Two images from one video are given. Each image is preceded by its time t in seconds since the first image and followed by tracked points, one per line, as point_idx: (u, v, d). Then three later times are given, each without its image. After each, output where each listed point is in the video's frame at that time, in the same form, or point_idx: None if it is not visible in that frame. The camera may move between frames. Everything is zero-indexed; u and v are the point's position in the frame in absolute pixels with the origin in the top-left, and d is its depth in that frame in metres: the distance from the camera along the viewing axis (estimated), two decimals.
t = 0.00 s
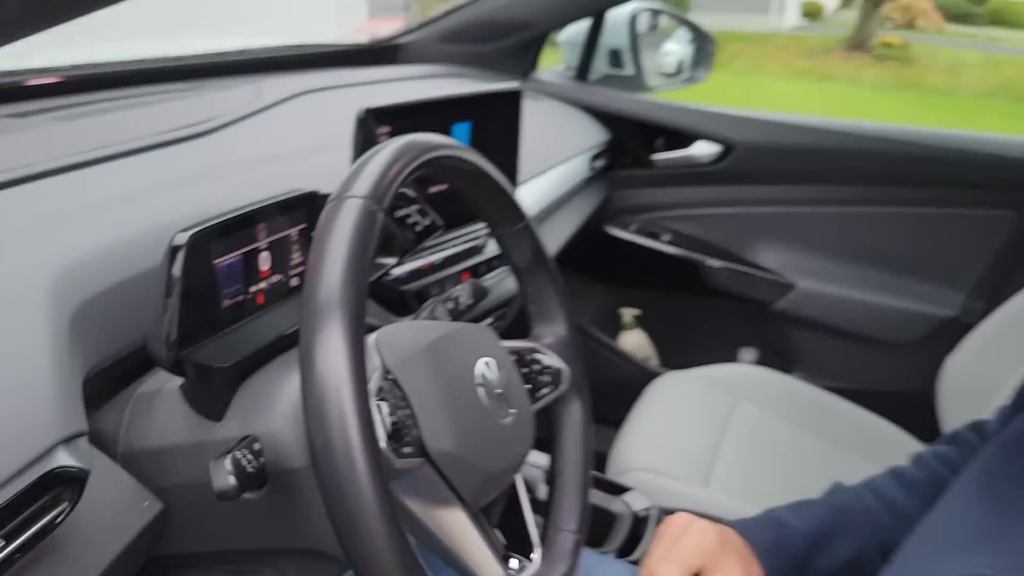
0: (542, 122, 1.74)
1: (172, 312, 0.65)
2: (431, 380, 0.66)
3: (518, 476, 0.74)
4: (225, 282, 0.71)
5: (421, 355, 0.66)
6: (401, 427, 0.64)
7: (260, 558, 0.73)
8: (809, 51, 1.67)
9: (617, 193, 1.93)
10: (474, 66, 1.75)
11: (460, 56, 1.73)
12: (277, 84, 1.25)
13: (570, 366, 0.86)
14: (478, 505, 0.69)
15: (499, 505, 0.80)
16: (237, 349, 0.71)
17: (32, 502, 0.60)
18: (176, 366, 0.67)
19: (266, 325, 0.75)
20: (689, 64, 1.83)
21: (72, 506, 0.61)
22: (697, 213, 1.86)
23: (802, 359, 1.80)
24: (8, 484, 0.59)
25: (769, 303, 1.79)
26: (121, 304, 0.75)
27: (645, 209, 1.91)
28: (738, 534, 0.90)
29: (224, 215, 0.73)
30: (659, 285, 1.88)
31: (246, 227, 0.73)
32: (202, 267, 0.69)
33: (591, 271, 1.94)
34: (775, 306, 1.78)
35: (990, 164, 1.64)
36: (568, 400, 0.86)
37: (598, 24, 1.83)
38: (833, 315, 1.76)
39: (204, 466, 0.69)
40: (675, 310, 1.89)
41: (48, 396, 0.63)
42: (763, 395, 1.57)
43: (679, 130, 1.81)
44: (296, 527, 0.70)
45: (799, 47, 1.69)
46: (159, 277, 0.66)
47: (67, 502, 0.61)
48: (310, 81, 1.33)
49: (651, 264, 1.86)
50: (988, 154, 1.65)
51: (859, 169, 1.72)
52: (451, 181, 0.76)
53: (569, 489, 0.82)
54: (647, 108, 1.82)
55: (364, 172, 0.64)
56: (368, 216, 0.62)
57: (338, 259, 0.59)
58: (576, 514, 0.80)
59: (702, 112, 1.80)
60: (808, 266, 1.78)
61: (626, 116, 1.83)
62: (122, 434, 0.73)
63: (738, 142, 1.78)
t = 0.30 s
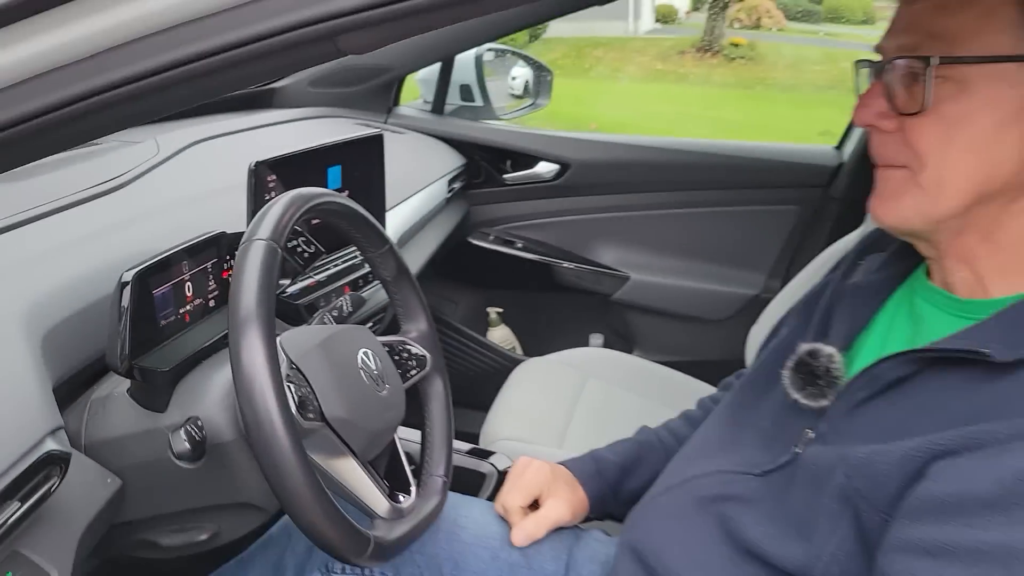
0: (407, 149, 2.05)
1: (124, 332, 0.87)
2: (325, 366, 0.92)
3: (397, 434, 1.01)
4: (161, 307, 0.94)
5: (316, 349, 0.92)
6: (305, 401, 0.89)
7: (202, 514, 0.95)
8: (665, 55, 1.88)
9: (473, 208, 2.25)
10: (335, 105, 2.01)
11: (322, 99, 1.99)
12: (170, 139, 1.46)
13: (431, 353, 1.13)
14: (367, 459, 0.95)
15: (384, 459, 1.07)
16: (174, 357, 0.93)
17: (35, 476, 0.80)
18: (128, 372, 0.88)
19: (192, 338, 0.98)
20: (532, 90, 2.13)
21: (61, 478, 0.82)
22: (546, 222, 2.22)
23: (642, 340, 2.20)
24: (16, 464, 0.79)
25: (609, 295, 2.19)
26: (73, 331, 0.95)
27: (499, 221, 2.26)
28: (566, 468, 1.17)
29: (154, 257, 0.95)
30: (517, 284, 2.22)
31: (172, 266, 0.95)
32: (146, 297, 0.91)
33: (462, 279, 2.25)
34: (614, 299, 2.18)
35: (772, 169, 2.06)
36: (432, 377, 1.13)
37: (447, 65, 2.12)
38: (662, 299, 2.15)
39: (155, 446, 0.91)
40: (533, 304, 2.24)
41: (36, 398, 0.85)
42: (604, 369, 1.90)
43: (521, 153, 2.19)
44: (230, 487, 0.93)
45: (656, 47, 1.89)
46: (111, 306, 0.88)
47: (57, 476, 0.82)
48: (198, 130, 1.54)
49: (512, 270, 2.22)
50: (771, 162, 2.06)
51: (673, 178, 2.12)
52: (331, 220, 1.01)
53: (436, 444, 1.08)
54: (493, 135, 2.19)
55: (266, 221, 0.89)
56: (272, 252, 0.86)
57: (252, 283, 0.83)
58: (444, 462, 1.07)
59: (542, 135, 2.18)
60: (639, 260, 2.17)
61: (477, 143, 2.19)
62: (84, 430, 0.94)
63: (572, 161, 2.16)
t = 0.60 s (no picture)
0: (384, 164, 2.32)
1: (152, 313, 1.07)
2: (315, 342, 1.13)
3: (374, 403, 1.22)
4: (179, 295, 1.13)
5: (308, 330, 1.14)
6: (301, 368, 1.10)
7: (214, 468, 1.15)
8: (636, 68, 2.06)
9: (445, 214, 2.55)
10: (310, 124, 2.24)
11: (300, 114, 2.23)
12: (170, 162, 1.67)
13: (403, 336, 1.35)
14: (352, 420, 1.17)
15: (365, 423, 1.28)
16: (190, 337, 1.12)
17: (83, 429, 0.96)
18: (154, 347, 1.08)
19: (204, 321, 1.17)
20: (496, 107, 2.44)
21: (102, 432, 0.98)
22: (509, 227, 2.50)
23: (596, 333, 2.45)
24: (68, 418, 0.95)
25: (565, 293, 2.46)
26: (104, 316, 1.13)
27: (468, 226, 2.54)
28: (517, 432, 1.42)
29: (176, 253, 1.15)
30: (484, 283, 2.50)
31: (193, 260, 1.16)
32: (168, 287, 1.10)
33: (434, 278, 2.53)
34: (571, 295, 2.45)
35: (710, 180, 2.33)
36: (405, 356, 1.34)
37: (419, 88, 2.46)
38: (612, 295, 2.42)
39: (175, 410, 1.10)
40: (498, 300, 2.51)
41: (78, 367, 1.00)
42: (560, 358, 2.13)
43: (488, 163, 2.50)
44: (237, 445, 1.12)
45: (625, 59, 2.07)
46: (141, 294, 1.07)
47: (99, 430, 0.98)
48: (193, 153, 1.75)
49: (479, 269, 2.49)
50: (708, 174, 2.33)
51: (620, 187, 2.40)
52: (320, 225, 1.23)
53: (409, 411, 1.29)
54: (462, 149, 2.50)
55: (269, 224, 1.10)
56: (275, 248, 1.08)
57: (259, 272, 1.04)
58: (415, 425, 1.28)
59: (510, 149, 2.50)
60: (590, 261, 2.45)
61: (444, 155, 2.50)
62: (113, 399, 1.12)
63: (531, 171, 2.46)
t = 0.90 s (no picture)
0: (341, 174, 2.41)
1: (133, 312, 1.15)
2: (285, 338, 1.24)
3: (341, 394, 1.31)
4: (157, 296, 1.22)
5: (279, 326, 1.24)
6: (274, 361, 1.20)
7: (190, 457, 1.23)
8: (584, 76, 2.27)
9: (401, 220, 2.64)
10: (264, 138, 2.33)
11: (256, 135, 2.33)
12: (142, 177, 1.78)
13: (365, 333, 1.45)
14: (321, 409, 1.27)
15: (331, 413, 1.38)
16: (169, 333, 1.21)
17: (70, 420, 1.03)
18: (134, 343, 1.17)
19: (180, 320, 1.25)
20: (450, 118, 2.59)
21: (87, 423, 1.06)
22: (461, 231, 2.62)
23: (547, 331, 2.58)
24: (58, 410, 1.02)
25: (518, 293, 2.58)
26: (83, 318, 1.20)
27: (423, 231, 2.64)
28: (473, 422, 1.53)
29: (153, 257, 1.24)
30: (440, 285, 2.60)
31: (166, 263, 1.23)
32: (147, 288, 1.19)
33: (388, 281, 2.61)
34: (523, 296, 2.57)
35: (651, 185, 2.47)
36: (368, 351, 1.44)
37: (374, 103, 2.54)
38: (562, 295, 2.55)
39: (154, 403, 1.18)
40: (454, 302, 2.62)
41: (63, 363, 1.07)
42: (511, 355, 2.25)
43: (441, 169, 2.60)
44: (212, 434, 1.21)
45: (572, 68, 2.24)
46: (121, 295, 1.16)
47: (84, 421, 1.05)
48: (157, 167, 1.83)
49: (432, 272, 2.58)
50: (649, 179, 2.48)
51: (568, 193, 2.53)
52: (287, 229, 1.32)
53: (372, 402, 1.39)
54: (415, 156, 2.60)
55: (242, 228, 1.19)
56: (248, 250, 1.17)
57: (234, 272, 1.13)
58: (378, 415, 1.37)
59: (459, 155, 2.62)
60: (541, 262, 2.58)
61: (401, 162, 2.59)
62: (94, 392, 1.20)
63: (484, 178, 2.56)
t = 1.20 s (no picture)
0: (324, 176, 2.44)
1: (129, 311, 1.18)
2: (278, 336, 1.28)
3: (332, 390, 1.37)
4: (152, 294, 1.24)
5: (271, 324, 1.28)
6: (268, 357, 1.24)
7: (184, 453, 1.26)
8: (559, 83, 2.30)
9: (383, 223, 2.68)
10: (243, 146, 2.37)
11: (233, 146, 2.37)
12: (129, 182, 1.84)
13: (355, 331, 1.49)
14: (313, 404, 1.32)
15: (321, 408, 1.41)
16: (162, 331, 1.23)
17: (68, 417, 1.09)
18: (130, 341, 1.19)
19: (173, 319, 1.27)
20: (430, 122, 2.63)
21: (85, 418, 1.11)
22: (443, 233, 2.66)
23: (529, 331, 2.63)
24: (56, 407, 1.07)
25: (500, 294, 2.62)
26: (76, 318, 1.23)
27: (405, 233, 2.68)
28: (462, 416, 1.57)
29: (146, 257, 1.26)
30: (421, 287, 2.66)
31: (159, 262, 1.26)
32: (141, 287, 1.21)
33: (371, 284, 2.67)
34: (505, 296, 2.62)
35: (629, 187, 2.54)
36: (357, 349, 1.48)
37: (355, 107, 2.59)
38: (543, 296, 2.60)
39: (149, 399, 1.20)
40: (436, 304, 2.67)
41: (62, 363, 1.12)
42: (494, 354, 2.28)
43: (422, 173, 2.65)
44: (206, 430, 1.23)
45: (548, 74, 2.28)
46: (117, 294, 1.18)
47: (82, 417, 1.11)
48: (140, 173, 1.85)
49: (416, 274, 2.64)
50: (628, 182, 2.55)
51: (548, 195, 2.59)
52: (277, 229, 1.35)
53: (361, 398, 1.42)
54: (397, 160, 2.65)
55: (235, 228, 1.23)
56: (242, 249, 1.20)
57: (229, 271, 1.16)
58: (368, 410, 1.40)
59: (438, 159, 2.67)
60: (522, 263, 2.63)
61: (382, 166, 2.64)
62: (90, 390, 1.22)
63: (465, 181, 2.62)
